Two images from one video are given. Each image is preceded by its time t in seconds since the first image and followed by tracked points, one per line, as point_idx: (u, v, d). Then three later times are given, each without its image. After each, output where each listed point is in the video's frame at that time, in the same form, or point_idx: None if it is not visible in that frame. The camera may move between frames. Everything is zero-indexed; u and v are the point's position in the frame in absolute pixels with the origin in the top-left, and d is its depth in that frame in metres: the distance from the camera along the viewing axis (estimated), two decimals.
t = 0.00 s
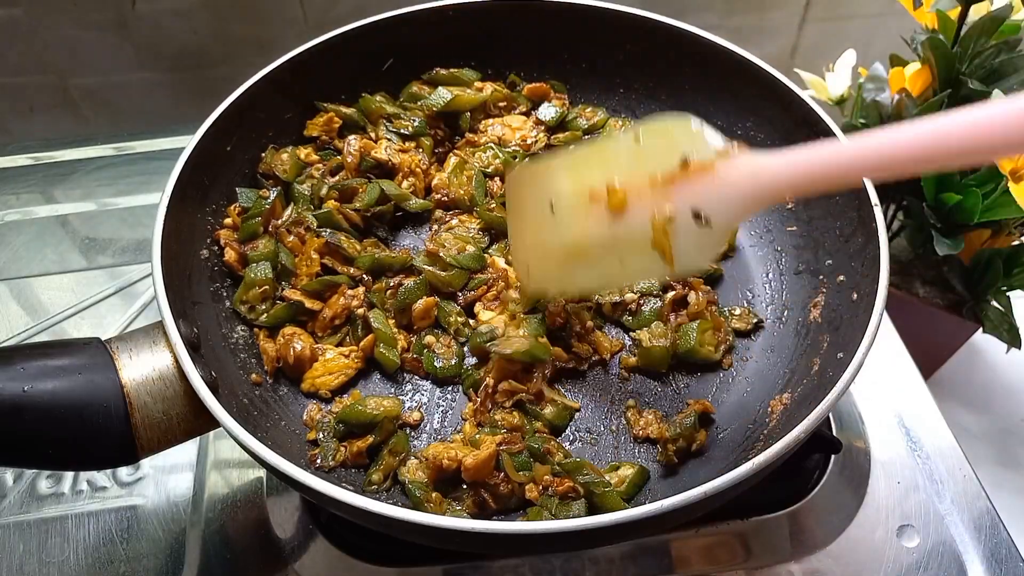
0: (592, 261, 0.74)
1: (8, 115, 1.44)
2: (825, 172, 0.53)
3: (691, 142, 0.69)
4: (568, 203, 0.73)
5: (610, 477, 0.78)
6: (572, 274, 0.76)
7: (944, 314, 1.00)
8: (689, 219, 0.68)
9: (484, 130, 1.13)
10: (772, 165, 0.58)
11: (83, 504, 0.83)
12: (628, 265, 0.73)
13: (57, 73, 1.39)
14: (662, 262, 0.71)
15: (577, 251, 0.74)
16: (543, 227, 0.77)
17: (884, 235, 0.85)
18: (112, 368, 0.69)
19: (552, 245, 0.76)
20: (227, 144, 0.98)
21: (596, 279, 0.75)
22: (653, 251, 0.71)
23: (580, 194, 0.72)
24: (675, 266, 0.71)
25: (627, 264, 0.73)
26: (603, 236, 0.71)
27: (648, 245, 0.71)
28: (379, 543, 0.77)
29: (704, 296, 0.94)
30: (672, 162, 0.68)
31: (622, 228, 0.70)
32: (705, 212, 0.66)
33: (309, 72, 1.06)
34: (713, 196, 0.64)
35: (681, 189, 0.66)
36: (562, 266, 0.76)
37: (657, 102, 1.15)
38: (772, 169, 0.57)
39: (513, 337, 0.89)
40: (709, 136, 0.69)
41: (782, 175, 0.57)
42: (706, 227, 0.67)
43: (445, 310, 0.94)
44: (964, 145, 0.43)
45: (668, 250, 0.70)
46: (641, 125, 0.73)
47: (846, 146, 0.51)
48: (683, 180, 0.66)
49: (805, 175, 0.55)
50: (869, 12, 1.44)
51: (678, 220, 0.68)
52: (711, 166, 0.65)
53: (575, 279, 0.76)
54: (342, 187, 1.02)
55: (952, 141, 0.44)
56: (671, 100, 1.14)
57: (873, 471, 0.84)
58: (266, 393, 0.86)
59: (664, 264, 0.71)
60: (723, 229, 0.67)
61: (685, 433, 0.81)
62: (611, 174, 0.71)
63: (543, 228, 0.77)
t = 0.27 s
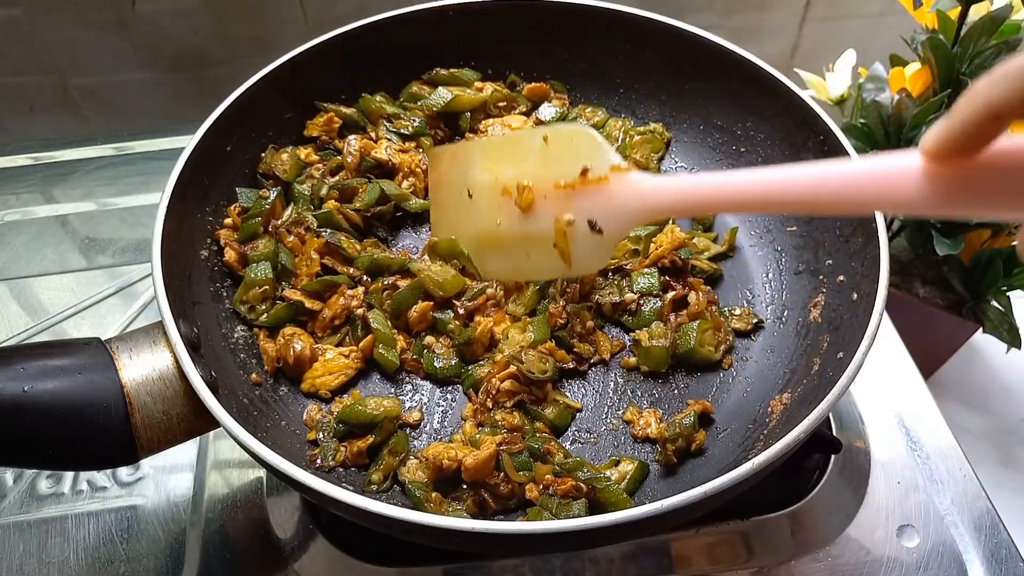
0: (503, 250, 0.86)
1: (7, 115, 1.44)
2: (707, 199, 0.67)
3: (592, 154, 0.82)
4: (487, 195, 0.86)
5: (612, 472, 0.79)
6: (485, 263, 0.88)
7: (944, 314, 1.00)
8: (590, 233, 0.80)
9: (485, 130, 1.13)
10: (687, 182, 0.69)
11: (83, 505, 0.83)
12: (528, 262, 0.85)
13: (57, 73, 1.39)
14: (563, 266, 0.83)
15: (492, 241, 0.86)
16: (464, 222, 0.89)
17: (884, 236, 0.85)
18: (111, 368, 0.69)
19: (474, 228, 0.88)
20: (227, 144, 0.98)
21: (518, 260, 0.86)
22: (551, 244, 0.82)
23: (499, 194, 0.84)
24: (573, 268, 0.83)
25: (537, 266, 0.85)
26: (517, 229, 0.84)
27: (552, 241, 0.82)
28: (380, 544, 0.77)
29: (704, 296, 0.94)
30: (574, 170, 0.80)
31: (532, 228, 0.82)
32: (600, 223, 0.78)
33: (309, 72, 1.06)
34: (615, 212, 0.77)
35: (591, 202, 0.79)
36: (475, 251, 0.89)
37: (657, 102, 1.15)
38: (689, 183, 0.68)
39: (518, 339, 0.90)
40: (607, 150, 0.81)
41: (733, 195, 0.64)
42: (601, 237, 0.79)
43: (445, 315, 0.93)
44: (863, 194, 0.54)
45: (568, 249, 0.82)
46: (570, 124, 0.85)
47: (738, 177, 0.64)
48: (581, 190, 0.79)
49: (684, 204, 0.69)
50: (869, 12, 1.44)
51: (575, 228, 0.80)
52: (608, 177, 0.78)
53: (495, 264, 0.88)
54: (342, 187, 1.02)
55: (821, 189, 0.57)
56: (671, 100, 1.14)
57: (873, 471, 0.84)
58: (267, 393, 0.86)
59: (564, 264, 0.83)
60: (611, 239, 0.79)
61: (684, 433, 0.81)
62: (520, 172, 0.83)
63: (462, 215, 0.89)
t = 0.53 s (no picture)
0: (496, 327, 0.84)
1: (7, 115, 1.44)
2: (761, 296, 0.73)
3: (603, 238, 0.87)
4: (497, 269, 0.86)
5: (614, 469, 0.78)
6: (476, 334, 0.84)
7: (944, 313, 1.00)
8: (606, 315, 0.82)
9: (484, 130, 1.13)
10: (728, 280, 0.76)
11: (83, 505, 0.83)
12: (533, 331, 0.83)
13: (57, 73, 1.39)
14: (565, 342, 0.82)
15: (485, 318, 0.84)
16: (462, 296, 0.86)
17: (884, 236, 0.85)
18: (111, 368, 0.69)
19: (471, 305, 0.85)
20: (227, 144, 0.98)
21: (516, 329, 0.83)
22: (558, 318, 0.82)
23: (503, 262, 0.86)
24: (575, 343, 0.82)
25: (532, 341, 0.83)
26: (529, 301, 0.83)
27: (555, 316, 0.83)
28: (380, 544, 0.77)
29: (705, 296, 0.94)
30: (596, 255, 0.85)
31: (540, 301, 0.83)
32: (616, 301, 0.81)
33: (309, 72, 1.06)
34: (636, 294, 0.81)
35: (614, 284, 0.82)
36: (467, 323, 0.85)
37: (657, 102, 1.15)
38: (729, 290, 0.75)
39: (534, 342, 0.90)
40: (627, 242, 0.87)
41: (777, 302, 0.71)
42: (613, 317, 0.81)
43: (413, 404, 0.85)
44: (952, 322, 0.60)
45: (574, 327, 0.82)
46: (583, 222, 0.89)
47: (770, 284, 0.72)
48: (602, 270, 0.83)
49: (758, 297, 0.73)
50: (869, 12, 1.44)
51: (589, 304, 0.82)
52: (630, 264, 0.83)
53: (487, 332, 0.84)
54: (342, 187, 1.02)
55: (897, 306, 0.63)
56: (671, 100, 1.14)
57: (873, 471, 0.84)
58: (267, 393, 0.86)
59: (567, 339, 0.82)
60: (620, 322, 0.81)
61: (683, 433, 0.81)
62: (542, 253, 0.86)
63: (463, 284, 0.87)
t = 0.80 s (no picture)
0: (533, 287, 0.86)
1: (7, 115, 1.44)
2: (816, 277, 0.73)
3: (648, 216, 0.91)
4: (542, 236, 0.90)
5: (613, 466, 0.78)
6: (511, 290, 0.87)
7: (944, 313, 1.00)
8: (647, 278, 0.83)
9: (485, 130, 1.13)
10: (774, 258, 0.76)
11: (83, 504, 0.83)
12: (571, 292, 0.85)
13: (57, 73, 1.39)
14: (604, 301, 0.84)
15: (523, 277, 0.87)
16: (508, 254, 0.89)
17: (884, 236, 0.85)
18: (112, 368, 0.69)
19: (509, 267, 0.88)
20: (227, 144, 0.98)
21: (555, 286, 0.86)
22: (597, 282, 0.85)
23: (552, 223, 0.91)
24: (613, 302, 0.84)
25: (567, 300, 0.85)
26: (568, 264, 0.87)
27: (593, 279, 0.85)
28: (380, 543, 0.77)
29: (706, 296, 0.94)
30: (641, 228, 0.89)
31: (576, 265, 0.86)
32: (659, 266, 0.83)
33: (309, 72, 1.06)
34: (679, 261, 0.83)
35: (659, 253, 0.84)
36: (497, 282, 0.88)
37: (657, 102, 1.15)
38: (778, 264, 0.75)
39: (540, 344, 0.90)
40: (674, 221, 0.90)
41: (826, 273, 0.72)
42: (653, 280, 0.83)
43: (413, 404, 0.85)
44: (970, 300, 0.63)
45: (613, 289, 0.84)
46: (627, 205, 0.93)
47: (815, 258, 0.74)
48: (650, 241, 0.86)
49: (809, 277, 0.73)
50: (868, 12, 1.44)
51: (631, 267, 0.84)
52: (676, 239, 0.85)
53: (522, 288, 0.86)
54: (342, 187, 1.02)
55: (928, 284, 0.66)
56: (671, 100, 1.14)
57: (873, 471, 0.84)
58: (267, 393, 0.86)
59: (604, 298, 0.84)
60: (660, 288, 0.82)
61: (683, 432, 0.81)
62: (587, 225, 0.90)
63: (507, 248, 0.90)
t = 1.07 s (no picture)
0: (553, 149, 0.82)
1: (8, 115, 1.44)
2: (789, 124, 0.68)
3: (647, 71, 0.79)
4: (548, 94, 0.81)
5: (613, 465, 0.78)
6: (535, 158, 0.83)
7: (944, 313, 1.00)
8: (651, 142, 0.79)
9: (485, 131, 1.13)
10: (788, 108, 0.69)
11: (83, 504, 0.83)
12: (586, 155, 0.81)
13: (57, 73, 1.39)
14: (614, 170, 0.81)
15: (546, 141, 0.82)
16: (524, 110, 0.83)
17: (884, 236, 0.85)
18: (112, 368, 0.69)
19: (527, 123, 0.83)
20: (227, 144, 0.98)
21: (558, 161, 0.83)
22: (610, 148, 0.80)
23: (552, 96, 0.81)
24: (624, 172, 0.81)
25: (582, 167, 0.82)
26: (584, 131, 0.80)
27: (604, 146, 0.80)
28: (380, 543, 0.77)
29: (704, 297, 0.94)
30: (642, 87, 0.78)
31: (592, 130, 0.80)
32: (664, 132, 0.78)
33: (309, 72, 1.06)
34: (683, 119, 0.77)
35: (653, 112, 0.78)
36: (524, 150, 0.83)
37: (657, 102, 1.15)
38: (758, 112, 0.71)
39: (540, 344, 0.90)
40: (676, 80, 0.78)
41: (776, 134, 0.69)
42: (659, 149, 0.79)
43: (413, 404, 0.85)
44: (941, 147, 0.59)
45: (621, 156, 0.80)
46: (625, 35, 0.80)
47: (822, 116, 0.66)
48: (651, 98, 0.78)
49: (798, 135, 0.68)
50: (868, 13, 1.44)
51: (637, 137, 0.79)
52: (677, 95, 0.77)
53: (540, 162, 0.83)
54: (342, 187, 1.02)
55: (954, 140, 0.58)
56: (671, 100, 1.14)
57: (872, 471, 0.84)
58: (267, 393, 0.86)
59: (617, 169, 0.81)
60: (665, 154, 0.79)
61: (683, 432, 0.81)
62: (590, 77, 0.79)
63: (524, 114, 0.83)
